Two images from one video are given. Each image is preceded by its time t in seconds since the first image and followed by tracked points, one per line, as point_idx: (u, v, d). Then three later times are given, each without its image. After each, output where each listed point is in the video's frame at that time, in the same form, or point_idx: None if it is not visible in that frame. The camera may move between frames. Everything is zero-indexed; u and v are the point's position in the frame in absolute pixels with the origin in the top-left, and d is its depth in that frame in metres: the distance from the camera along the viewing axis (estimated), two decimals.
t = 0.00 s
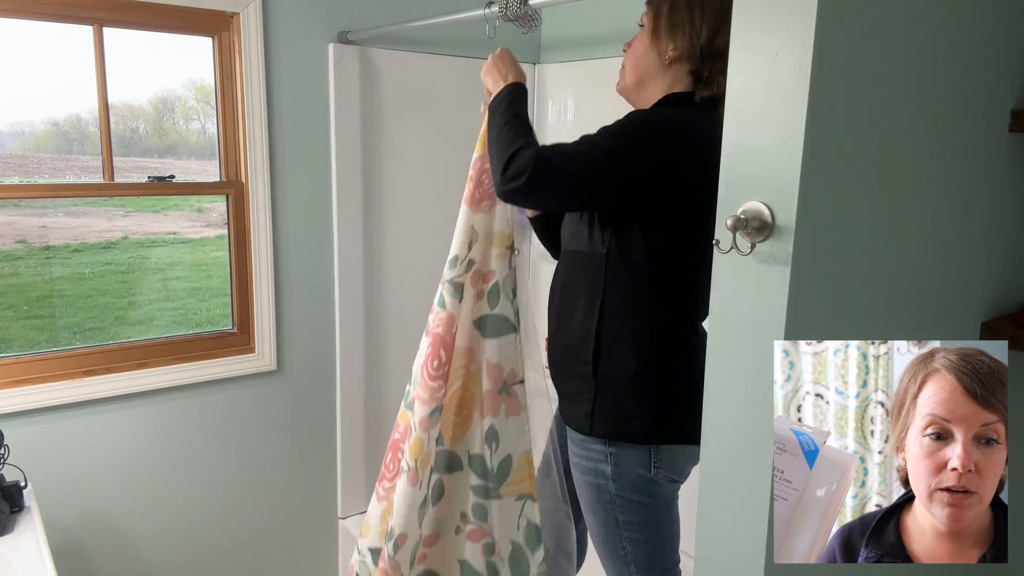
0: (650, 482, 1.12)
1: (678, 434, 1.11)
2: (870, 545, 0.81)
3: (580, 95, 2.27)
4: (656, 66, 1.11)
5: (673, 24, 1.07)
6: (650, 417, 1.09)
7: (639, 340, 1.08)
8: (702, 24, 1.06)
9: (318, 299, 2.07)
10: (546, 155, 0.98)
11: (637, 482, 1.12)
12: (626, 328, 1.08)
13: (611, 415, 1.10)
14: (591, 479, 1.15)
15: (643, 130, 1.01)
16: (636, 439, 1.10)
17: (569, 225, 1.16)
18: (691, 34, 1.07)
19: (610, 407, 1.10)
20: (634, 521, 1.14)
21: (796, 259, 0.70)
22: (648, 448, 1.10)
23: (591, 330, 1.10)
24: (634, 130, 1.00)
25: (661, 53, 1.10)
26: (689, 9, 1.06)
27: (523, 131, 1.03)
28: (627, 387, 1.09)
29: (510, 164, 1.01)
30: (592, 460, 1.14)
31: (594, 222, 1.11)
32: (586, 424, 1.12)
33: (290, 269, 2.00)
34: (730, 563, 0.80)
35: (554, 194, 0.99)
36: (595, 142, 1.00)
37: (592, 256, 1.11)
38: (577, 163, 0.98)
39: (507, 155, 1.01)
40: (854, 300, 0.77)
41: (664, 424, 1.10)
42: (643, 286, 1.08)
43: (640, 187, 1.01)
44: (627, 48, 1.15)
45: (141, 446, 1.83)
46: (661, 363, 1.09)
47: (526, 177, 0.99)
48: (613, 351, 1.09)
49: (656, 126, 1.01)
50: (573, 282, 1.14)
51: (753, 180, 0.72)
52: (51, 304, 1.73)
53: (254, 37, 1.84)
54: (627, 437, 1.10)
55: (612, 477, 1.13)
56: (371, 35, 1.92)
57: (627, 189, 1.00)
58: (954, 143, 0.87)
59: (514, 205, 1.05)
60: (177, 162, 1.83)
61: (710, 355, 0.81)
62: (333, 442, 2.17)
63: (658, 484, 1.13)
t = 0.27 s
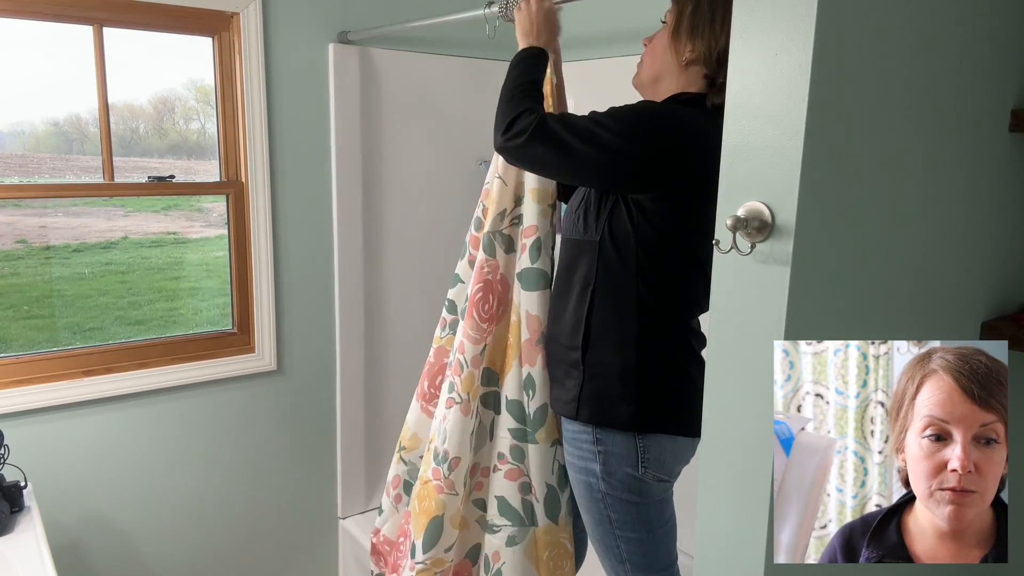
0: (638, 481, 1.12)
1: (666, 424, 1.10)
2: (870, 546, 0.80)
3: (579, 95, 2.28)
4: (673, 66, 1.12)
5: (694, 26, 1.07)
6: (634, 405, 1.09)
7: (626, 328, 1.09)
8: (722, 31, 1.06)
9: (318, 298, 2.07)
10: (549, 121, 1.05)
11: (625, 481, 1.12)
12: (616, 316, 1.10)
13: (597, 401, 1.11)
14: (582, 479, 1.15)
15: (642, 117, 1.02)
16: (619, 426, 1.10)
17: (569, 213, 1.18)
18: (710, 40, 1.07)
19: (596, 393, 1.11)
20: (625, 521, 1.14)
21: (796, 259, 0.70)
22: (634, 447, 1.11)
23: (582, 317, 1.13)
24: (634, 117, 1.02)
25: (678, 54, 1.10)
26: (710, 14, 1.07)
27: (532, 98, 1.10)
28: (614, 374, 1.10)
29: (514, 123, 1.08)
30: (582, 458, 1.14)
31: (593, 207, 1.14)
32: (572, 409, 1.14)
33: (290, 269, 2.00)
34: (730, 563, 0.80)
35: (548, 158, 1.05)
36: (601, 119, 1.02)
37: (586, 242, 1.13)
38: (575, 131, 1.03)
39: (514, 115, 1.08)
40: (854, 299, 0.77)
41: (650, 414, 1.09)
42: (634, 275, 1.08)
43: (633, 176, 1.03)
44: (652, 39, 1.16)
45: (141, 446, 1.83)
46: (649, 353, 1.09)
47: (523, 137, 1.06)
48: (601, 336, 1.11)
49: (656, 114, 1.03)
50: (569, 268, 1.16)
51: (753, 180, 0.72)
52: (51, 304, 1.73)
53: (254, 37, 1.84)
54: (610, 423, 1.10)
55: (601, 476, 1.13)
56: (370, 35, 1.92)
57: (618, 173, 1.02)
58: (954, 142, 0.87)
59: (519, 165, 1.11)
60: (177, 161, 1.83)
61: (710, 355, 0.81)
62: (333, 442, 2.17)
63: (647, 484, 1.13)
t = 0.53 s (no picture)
0: (640, 482, 1.12)
1: (665, 425, 1.10)
2: (871, 547, 0.80)
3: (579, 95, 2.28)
4: (674, 67, 1.12)
5: (696, 29, 1.07)
6: (635, 404, 1.09)
7: (627, 325, 1.09)
8: (724, 32, 1.06)
9: (318, 298, 2.07)
10: (553, 116, 1.03)
11: (627, 481, 1.12)
12: (617, 313, 1.10)
13: (598, 398, 1.11)
14: (585, 480, 1.15)
15: (646, 114, 1.03)
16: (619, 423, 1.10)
17: (570, 211, 1.18)
18: (712, 41, 1.07)
19: (597, 389, 1.11)
20: (627, 521, 1.14)
21: (796, 259, 0.70)
22: (637, 447, 1.11)
23: (583, 314, 1.12)
24: (637, 115, 1.02)
25: (680, 55, 1.10)
26: (713, 16, 1.07)
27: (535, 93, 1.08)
28: (614, 371, 1.10)
29: (517, 118, 1.06)
30: (583, 458, 1.15)
31: (594, 204, 1.14)
32: (572, 407, 1.13)
33: (290, 269, 2.00)
34: (730, 563, 0.80)
35: (552, 154, 1.03)
36: (605, 116, 1.02)
37: (587, 239, 1.13)
38: (580, 126, 1.02)
39: (517, 110, 1.06)
40: (854, 299, 0.77)
41: (649, 412, 1.09)
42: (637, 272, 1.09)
43: (636, 173, 1.03)
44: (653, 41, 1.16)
45: (141, 446, 1.83)
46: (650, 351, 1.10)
47: (527, 133, 1.04)
48: (602, 334, 1.11)
49: (659, 111, 1.03)
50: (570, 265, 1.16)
51: (754, 180, 0.72)
52: (51, 304, 1.73)
53: (254, 37, 1.84)
54: (610, 421, 1.10)
55: (603, 477, 1.13)
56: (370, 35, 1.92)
57: (621, 170, 1.02)
58: (955, 142, 0.87)
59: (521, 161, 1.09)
60: (177, 161, 1.83)
61: (710, 355, 0.81)
62: (333, 442, 2.17)
63: (648, 484, 1.13)
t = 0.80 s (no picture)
0: (638, 482, 1.12)
1: (667, 425, 1.11)
2: (866, 548, 0.80)
3: (579, 95, 2.28)
4: (673, 68, 1.12)
5: (694, 30, 1.07)
6: (634, 404, 1.09)
7: (626, 328, 1.09)
8: (722, 32, 1.06)
9: (319, 298, 2.07)
10: (549, 125, 1.02)
11: (625, 482, 1.12)
12: (615, 316, 1.10)
13: (597, 400, 1.11)
14: (584, 481, 1.16)
15: (640, 118, 1.02)
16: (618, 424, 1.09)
17: (570, 213, 1.19)
18: (709, 41, 1.07)
19: (595, 392, 1.11)
20: (626, 521, 1.14)
21: (796, 259, 0.70)
22: (634, 448, 1.11)
23: (582, 317, 1.13)
24: (632, 119, 1.02)
25: (679, 56, 1.10)
26: (711, 16, 1.07)
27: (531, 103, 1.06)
28: (613, 373, 1.10)
29: (511, 131, 1.04)
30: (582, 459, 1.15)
31: (592, 207, 1.14)
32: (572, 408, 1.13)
33: (290, 269, 2.00)
34: (730, 564, 0.80)
35: (551, 165, 1.02)
36: (600, 122, 1.01)
37: (585, 242, 1.13)
38: (576, 136, 1.01)
39: (510, 122, 1.04)
40: (854, 299, 0.77)
41: (649, 412, 1.09)
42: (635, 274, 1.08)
43: (633, 176, 1.03)
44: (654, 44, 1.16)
45: (141, 446, 1.83)
46: (649, 352, 1.10)
47: (522, 146, 1.03)
48: (600, 336, 1.11)
49: (655, 114, 1.03)
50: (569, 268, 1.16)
51: (753, 180, 0.72)
52: (51, 304, 1.73)
53: (254, 38, 1.84)
54: (609, 421, 1.10)
55: (601, 477, 1.13)
56: (371, 35, 1.92)
57: (620, 175, 1.02)
58: (955, 142, 0.87)
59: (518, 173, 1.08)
60: (177, 162, 1.83)
61: (709, 356, 0.81)
62: (333, 442, 2.17)
63: (647, 485, 1.13)
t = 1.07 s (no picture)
0: (636, 482, 1.13)
1: (667, 424, 1.11)
2: (865, 549, 0.80)
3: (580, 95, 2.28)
4: (676, 68, 1.12)
5: (697, 30, 1.07)
6: (631, 399, 1.09)
7: (625, 323, 1.09)
8: (726, 33, 1.06)
9: (319, 298, 2.07)
10: (554, 103, 1.04)
11: (623, 482, 1.13)
12: (615, 310, 1.10)
13: (595, 393, 1.11)
14: (581, 478, 1.16)
15: (646, 110, 1.02)
16: (616, 418, 1.09)
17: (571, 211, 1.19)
18: (714, 42, 1.07)
19: (594, 385, 1.11)
20: (624, 520, 1.14)
21: (796, 259, 0.70)
22: (633, 447, 1.11)
23: (582, 310, 1.13)
24: (638, 110, 1.02)
25: (682, 57, 1.10)
26: (714, 17, 1.07)
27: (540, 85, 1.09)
28: (611, 367, 1.10)
29: (518, 105, 1.07)
30: (580, 458, 1.15)
31: (593, 203, 1.14)
32: (570, 403, 1.14)
33: (290, 268, 2.00)
34: (730, 564, 0.80)
35: (552, 141, 1.04)
36: (605, 109, 1.02)
37: (586, 237, 1.14)
38: (580, 116, 1.02)
39: (519, 96, 1.07)
40: (854, 298, 0.77)
41: (647, 409, 1.09)
42: (635, 269, 1.09)
43: (636, 168, 1.03)
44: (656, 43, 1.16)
45: (141, 446, 1.83)
46: (646, 348, 1.09)
47: (527, 119, 1.05)
48: (600, 330, 1.11)
49: (660, 108, 1.03)
50: (569, 263, 1.16)
51: (754, 180, 0.72)
52: (51, 304, 1.73)
53: (254, 38, 1.84)
54: (608, 416, 1.10)
55: (599, 476, 1.13)
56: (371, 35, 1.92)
57: (621, 165, 1.02)
58: (955, 142, 0.87)
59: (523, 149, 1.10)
60: (177, 162, 1.83)
61: (710, 356, 0.81)
62: (333, 442, 2.17)
63: (645, 485, 1.13)
